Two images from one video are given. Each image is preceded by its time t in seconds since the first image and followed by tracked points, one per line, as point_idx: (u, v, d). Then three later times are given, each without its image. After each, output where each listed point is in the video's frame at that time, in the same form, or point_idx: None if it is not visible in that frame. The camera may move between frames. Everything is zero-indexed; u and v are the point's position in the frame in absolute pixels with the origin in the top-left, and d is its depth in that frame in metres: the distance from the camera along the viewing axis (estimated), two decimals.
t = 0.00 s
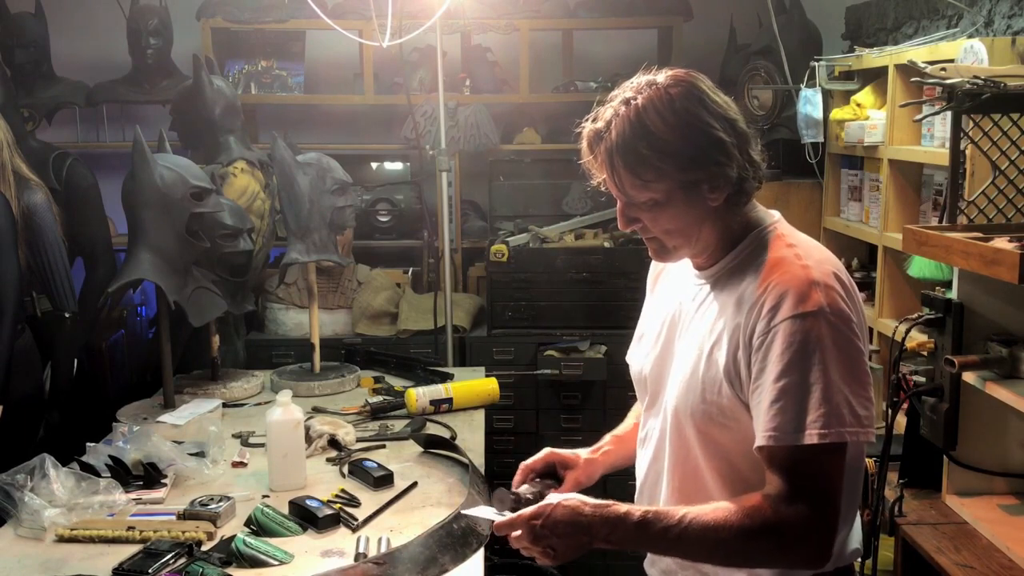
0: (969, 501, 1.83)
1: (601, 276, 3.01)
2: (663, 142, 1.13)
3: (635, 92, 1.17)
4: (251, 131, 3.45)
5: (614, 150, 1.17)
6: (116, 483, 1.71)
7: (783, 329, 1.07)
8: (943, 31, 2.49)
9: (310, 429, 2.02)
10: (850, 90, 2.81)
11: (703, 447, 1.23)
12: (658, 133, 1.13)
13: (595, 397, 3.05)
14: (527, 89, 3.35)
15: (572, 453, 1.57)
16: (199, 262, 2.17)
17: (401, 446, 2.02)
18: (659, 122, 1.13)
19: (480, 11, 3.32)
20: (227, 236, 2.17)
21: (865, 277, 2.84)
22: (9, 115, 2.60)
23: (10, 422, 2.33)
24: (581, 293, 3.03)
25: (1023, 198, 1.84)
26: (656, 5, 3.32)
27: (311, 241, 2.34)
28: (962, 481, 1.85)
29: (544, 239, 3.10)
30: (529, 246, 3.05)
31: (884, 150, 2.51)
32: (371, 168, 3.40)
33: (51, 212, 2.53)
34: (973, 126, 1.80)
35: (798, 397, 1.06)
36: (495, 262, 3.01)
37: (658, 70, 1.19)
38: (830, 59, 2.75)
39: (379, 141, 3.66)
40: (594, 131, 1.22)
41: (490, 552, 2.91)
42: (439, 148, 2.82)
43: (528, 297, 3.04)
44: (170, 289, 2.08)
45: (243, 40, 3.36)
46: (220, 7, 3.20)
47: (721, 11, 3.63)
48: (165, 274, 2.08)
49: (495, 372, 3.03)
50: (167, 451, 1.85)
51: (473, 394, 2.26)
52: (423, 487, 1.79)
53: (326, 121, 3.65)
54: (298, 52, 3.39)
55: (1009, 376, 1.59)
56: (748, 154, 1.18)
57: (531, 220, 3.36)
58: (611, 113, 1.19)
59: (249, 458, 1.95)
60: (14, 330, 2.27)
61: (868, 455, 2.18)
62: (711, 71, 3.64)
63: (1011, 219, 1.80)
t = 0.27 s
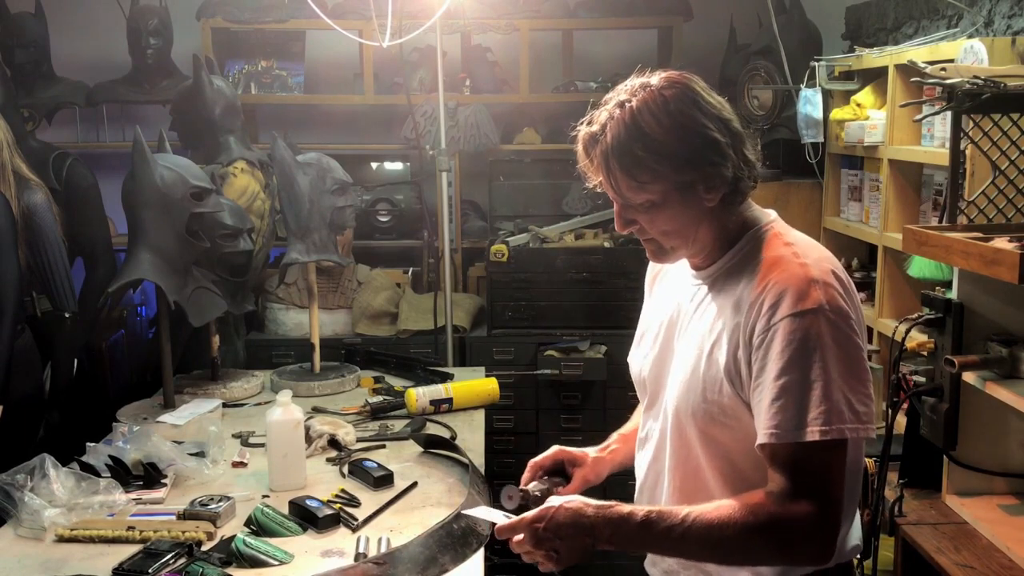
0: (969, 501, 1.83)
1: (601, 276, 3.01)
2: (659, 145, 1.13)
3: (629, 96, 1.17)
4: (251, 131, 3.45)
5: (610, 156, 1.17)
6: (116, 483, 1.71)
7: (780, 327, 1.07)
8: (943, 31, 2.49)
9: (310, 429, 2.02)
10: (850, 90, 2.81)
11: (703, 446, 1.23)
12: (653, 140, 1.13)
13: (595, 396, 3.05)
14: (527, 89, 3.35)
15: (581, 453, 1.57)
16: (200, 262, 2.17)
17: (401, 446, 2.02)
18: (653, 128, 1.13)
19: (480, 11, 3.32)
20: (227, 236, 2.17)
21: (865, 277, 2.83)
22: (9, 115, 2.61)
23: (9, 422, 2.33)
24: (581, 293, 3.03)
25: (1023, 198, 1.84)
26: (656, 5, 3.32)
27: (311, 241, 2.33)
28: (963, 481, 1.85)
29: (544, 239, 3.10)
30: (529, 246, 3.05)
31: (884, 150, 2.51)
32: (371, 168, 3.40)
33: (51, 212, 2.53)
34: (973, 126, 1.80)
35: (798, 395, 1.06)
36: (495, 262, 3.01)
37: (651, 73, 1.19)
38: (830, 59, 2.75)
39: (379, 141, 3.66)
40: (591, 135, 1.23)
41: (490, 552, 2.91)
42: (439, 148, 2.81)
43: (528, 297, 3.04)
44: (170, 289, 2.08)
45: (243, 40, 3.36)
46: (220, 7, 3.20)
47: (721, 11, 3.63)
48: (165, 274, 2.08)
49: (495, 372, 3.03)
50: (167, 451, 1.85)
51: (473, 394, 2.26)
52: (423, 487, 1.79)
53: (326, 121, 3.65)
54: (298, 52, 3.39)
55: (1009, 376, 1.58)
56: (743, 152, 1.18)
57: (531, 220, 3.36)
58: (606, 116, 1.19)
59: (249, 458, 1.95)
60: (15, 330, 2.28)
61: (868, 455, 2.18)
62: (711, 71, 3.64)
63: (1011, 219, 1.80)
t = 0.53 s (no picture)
0: (969, 501, 1.80)
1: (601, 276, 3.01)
2: (674, 144, 1.13)
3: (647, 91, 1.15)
4: (251, 131, 3.45)
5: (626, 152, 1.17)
6: (116, 483, 1.71)
7: (769, 326, 1.06)
8: (943, 31, 2.49)
9: (310, 429, 2.02)
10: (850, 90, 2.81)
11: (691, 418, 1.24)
12: (669, 138, 1.13)
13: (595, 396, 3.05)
14: (527, 89, 3.35)
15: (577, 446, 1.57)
16: (200, 262, 2.17)
17: (401, 446, 2.02)
18: (670, 127, 1.13)
19: (480, 11, 3.32)
20: (227, 236, 2.17)
21: (864, 278, 2.83)
22: (9, 116, 2.62)
23: (9, 422, 2.33)
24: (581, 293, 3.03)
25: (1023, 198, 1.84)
26: (656, 5, 3.32)
27: (311, 241, 2.33)
28: (963, 481, 1.82)
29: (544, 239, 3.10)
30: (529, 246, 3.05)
31: (884, 149, 2.51)
32: (371, 168, 3.41)
33: (51, 212, 2.53)
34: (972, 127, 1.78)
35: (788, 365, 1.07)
36: (496, 262, 3.01)
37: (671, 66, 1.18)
38: (830, 59, 2.75)
39: (379, 141, 3.66)
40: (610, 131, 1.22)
41: (490, 552, 2.91)
42: (439, 148, 2.81)
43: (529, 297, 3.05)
44: (170, 289, 2.08)
45: (243, 40, 3.36)
46: (220, 7, 3.20)
47: (721, 12, 3.63)
48: (165, 274, 2.08)
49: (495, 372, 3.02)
50: (167, 451, 1.85)
51: (473, 394, 2.26)
52: (423, 487, 1.79)
53: (327, 121, 3.65)
54: (298, 52, 3.39)
55: (1008, 376, 1.54)
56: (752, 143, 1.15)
57: (531, 220, 3.36)
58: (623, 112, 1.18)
59: (249, 458, 1.95)
60: (15, 330, 2.28)
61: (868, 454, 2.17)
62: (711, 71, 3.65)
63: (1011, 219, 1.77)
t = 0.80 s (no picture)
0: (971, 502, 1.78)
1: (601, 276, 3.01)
2: (732, 145, 1.08)
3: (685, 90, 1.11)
4: (251, 131, 3.45)
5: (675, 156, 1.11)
6: (116, 483, 1.71)
7: (847, 333, 1.04)
8: (943, 31, 2.49)
9: (310, 429, 2.02)
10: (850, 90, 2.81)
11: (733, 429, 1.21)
12: (723, 140, 1.08)
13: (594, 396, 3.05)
14: (527, 89, 3.35)
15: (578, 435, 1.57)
16: (200, 262, 2.17)
17: (401, 446, 2.02)
18: (722, 128, 1.08)
19: (480, 11, 3.32)
20: (227, 236, 2.17)
21: (865, 277, 2.83)
22: (9, 116, 2.62)
23: (9, 422, 2.33)
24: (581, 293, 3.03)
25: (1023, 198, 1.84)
26: (656, 5, 3.32)
27: (311, 241, 2.33)
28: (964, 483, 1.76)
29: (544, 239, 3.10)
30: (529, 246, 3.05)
31: (884, 149, 2.51)
32: (371, 168, 3.41)
33: (51, 212, 2.53)
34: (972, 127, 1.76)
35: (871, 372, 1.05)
36: (495, 262, 2.99)
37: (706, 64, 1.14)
38: (830, 59, 2.76)
39: (379, 141, 3.66)
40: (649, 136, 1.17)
41: (490, 552, 2.90)
42: (439, 148, 2.81)
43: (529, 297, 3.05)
44: (170, 289, 2.08)
45: (243, 40, 3.37)
46: (220, 7, 3.21)
47: (722, 11, 3.63)
48: (165, 274, 2.08)
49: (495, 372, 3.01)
50: (167, 451, 1.85)
51: (473, 394, 2.26)
52: (423, 487, 1.79)
53: (327, 121, 3.65)
54: (298, 52, 3.39)
55: (1008, 376, 1.52)
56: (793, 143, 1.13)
57: (530, 219, 3.36)
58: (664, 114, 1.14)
59: (249, 458, 1.95)
60: (15, 330, 2.28)
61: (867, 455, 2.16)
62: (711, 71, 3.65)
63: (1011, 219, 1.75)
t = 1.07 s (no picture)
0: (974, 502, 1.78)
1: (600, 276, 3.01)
2: (766, 142, 1.19)
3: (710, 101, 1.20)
4: (251, 131, 3.45)
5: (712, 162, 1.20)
6: (116, 483, 1.71)
7: (887, 324, 1.15)
8: (943, 31, 2.49)
9: (310, 429, 2.02)
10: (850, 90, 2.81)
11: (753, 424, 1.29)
12: (757, 148, 1.19)
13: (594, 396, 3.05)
14: (528, 90, 3.35)
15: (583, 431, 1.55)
16: (200, 262, 2.17)
17: (401, 446, 2.02)
18: (756, 137, 1.19)
19: (481, 11, 3.32)
20: (227, 236, 2.17)
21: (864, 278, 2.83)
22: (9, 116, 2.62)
23: (10, 422, 2.33)
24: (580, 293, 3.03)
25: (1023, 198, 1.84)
26: (656, 5, 3.32)
27: (311, 241, 2.33)
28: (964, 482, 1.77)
29: (544, 239, 3.10)
30: (529, 246, 3.05)
31: (884, 149, 2.51)
32: (371, 168, 3.41)
33: (51, 212, 2.53)
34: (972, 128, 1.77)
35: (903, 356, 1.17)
36: (495, 263, 3.03)
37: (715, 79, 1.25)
38: (830, 59, 2.76)
39: (379, 141, 3.66)
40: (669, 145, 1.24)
41: (490, 552, 2.90)
42: (439, 148, 2.81)
43: (528, 297, 3.06)
44: (170, 289, 2.08)
45: (243, 40, 3.37)
46: (220, 7, 3.21)
47: (721, 12, 3.63)
48: (165, 274, 2.08)
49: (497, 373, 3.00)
50: (167, 451, 1.85)
51: (473, 394, 2.26)
52: (423, 487, 1.79)
53: (327, 121, 3.65)
54: (298, 52, 3.39)
55: (1009, 376, 1.51)
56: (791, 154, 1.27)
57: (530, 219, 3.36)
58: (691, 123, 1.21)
59: (249, 458, 1.95)
60: (15, 330, 2.28)
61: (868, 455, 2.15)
62: (711, 71, 3.65)
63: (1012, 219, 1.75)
